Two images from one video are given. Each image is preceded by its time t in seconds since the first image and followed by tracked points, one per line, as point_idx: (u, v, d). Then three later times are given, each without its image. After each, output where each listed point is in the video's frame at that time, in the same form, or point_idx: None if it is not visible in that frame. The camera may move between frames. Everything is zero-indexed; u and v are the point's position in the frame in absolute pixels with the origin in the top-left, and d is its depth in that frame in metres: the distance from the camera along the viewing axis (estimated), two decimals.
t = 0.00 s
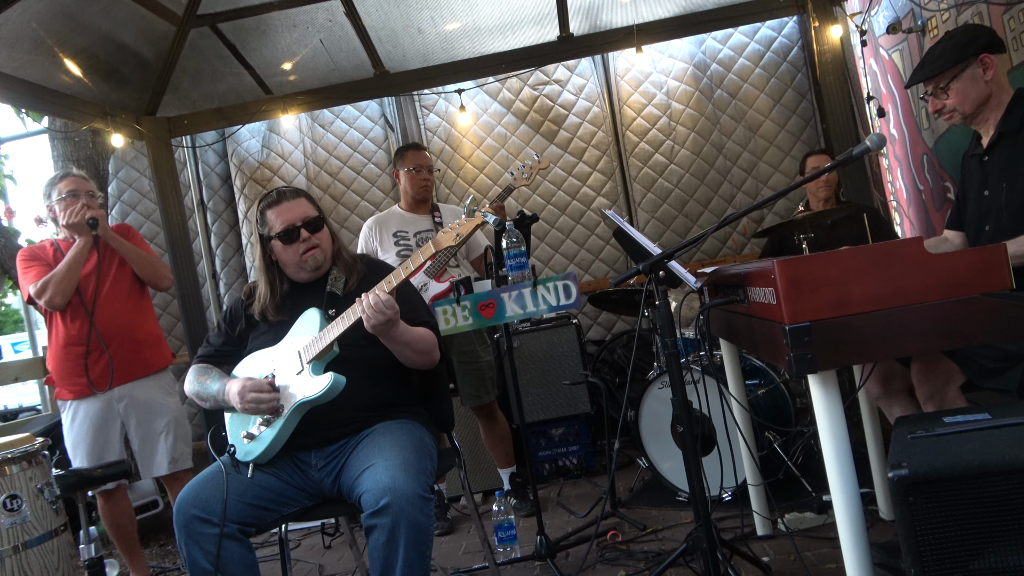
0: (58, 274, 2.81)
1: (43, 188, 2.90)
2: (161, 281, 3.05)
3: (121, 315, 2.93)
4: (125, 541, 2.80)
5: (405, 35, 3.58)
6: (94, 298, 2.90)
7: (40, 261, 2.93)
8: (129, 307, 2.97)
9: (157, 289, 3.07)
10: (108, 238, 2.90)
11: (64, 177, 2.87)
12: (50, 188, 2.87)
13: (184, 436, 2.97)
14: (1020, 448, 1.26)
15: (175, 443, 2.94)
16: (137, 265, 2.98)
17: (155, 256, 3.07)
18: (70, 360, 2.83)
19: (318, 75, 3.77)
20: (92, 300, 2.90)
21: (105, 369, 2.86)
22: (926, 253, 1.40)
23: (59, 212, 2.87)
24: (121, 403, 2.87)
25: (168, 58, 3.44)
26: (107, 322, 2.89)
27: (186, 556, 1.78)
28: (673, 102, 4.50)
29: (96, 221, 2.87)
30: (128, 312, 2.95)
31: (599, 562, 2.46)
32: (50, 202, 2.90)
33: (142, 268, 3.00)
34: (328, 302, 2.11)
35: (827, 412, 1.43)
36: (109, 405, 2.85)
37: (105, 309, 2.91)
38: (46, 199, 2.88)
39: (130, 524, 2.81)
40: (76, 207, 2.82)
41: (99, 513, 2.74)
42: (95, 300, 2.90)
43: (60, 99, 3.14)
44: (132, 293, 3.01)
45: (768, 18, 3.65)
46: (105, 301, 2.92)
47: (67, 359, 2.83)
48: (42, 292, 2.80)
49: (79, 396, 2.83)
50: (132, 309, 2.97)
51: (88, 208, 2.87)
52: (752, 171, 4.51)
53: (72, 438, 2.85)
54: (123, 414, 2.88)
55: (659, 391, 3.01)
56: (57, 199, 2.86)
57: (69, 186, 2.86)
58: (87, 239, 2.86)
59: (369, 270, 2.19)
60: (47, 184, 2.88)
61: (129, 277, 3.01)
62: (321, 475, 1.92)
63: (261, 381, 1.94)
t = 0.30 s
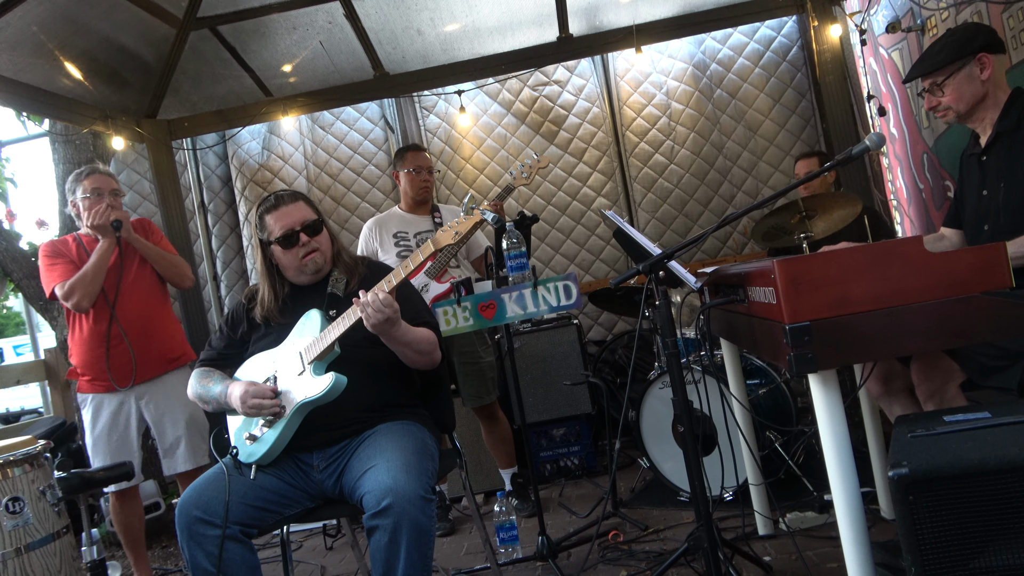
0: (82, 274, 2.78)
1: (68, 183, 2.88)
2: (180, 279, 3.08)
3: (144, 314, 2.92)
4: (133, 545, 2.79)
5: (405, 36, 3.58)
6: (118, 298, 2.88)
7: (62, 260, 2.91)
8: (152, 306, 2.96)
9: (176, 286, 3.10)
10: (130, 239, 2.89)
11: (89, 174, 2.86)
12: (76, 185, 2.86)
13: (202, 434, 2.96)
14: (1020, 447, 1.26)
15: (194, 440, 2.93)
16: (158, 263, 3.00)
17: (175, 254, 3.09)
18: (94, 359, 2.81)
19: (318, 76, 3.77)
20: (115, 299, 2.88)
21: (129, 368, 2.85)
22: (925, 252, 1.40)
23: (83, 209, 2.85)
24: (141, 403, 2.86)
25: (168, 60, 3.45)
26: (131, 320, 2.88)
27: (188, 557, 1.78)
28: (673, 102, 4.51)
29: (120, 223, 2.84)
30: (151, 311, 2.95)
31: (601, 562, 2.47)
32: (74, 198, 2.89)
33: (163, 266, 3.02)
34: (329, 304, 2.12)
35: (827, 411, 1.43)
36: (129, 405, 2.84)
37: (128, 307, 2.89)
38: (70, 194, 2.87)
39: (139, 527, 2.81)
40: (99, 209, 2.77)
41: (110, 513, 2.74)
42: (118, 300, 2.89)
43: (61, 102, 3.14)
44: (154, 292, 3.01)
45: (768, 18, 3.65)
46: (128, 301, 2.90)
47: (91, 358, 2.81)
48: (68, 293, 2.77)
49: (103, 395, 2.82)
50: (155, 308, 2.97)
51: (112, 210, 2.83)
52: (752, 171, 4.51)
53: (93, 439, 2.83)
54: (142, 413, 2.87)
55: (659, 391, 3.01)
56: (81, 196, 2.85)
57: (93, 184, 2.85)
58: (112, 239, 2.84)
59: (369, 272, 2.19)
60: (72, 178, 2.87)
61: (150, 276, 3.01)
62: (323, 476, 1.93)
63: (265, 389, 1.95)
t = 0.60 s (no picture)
0: (103, 273, 2.77)
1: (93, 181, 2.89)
2: (202, 281, 3.05)
3: (166, 314, 2.91)
4: (138, 545, 2.78)
5: (405, 37, 3.58)
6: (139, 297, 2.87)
7: (86, 259, 2.91)
8: (173, 306, 2.95)
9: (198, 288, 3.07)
10: (152, 238, 2.88)
11: (114, 173, 2.86)
12: (100, 183, 2.87)
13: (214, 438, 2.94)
14: (1020, 448, 1.26)
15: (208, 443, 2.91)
16: (180, 264, 2.97)
17: (197, 257, 3.06)
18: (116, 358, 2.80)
19: (319, 77, 3.77)
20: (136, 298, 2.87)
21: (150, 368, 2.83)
22: (924, 253, 1.40)
23: (106, 207, 2.86)
24: (161, 402, 2.84)
25: (169, 62, 3.45)
26: (154, 320, 2.87)
27: (188, 558, 1.78)
28: (673, 103, 4.51)
29: (142, 222, 2.84)
30: (173, 311, 2.93)
31: (602, 562, 2.47)
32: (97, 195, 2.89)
33: (185, 268, 2.98)
34: (329, 304, 2.12)
35: (827, 412, 1.43)
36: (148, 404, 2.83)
37: (150, 307, 2.88)
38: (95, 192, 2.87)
39: (146, 527, 2.80)
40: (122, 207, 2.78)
41: (119, 510, 2.73)
42: (140, 299, 2.87)
43: (62, 103, 3.15)
44: (176, 292, 2.98)
45: (768, 19, 3.65)
46: (149, 301, 2.89)
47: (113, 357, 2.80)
48: (90, 293, 2.76)
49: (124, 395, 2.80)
50: (177, 309, 2.95)
51: (135, 209, 2.84)
52: (752, 171, 4.51)
53: (110, 435, 2.80)
54: (161, 413, 2.85)
55: (659, 393, 3.01)
56: (105, 195, 2.85)
57: (116, 183, 2.85)
58: (134, 237, 2.84)
59: (369, 272, 2.20)
60: (97, 177, 2.87)
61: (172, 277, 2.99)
62: (323, 477, 1.93)
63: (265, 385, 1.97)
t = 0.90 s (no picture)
0: (114, 267, 2.79)
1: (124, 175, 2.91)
2: (211, 289, 2.98)
3: (170, 315, 2.88)
4: (137, 546, 2.78)
5: (405, 38, 3.58)
6: (145, 295, 2.86)
7: (104, 251, 2.92)
8: (178, 309, 2.91)
9: (208, 296, 2.99)
10: (167, 239, 2.87)
11: (145, 171, 2.87)
12: (131, 178, 2.89)
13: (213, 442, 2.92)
14: (1020, 448, 1.27)
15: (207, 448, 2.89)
16: (190, 267, 2.92)
17: (210, 263, 3.01)
18: (116, 354, 2.80)
19: (318, 78, 3.77)
20: (142, 296, 2.86)
21: (146, 369, 2.79)
22: (923, 253, 1.41)
23: (133, 202, 2.87)
24: (160, 405, 2.83)
25: (168, 63, 3.45)
26: (160, 316, 2.86)
27: (188, 559, 1.78)
28: (673, 104, 4.51)
29: (157, 221, 2.85)
30: (177, 313, 2.90)
31: (602, 563, 2.47)
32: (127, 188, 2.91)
33: (195, 273, 2.93)
34: (329, 306, 2.10)
35: (826, 412, 1.43)
36: (148, 406, 2.82)
37: (156, 307, 2.86)
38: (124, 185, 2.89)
39: (144, 528, 2.80)
40: (142, 202, 2.84)
41: (117, 511, 2.73)
42: (147, 298, 2.86)
43: (61, 105, 3.15)
44: (184, 295, 2.95)
45: (767, 19, 3.65)
46: (155, 300, 2.87)
47: (114, 352, 2.80)
48: (98, 283, 2.78)
49: (120, 391, 2.79)
50: (182, 312, 2.92)
51: (156, 207, 2.86)
52: (751, 172, 4.51)
53: (109, 435, 2.78)
54: (161, 414, 2.84)
55: (659, 393, 3.01)
56: (134, 189, 2.88)
57: (145, 181, 2.85)
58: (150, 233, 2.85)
59: (368, 273, 2.20)
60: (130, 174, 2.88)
61: (183, 280, 2.95)
62: (323, 478, 1.93)
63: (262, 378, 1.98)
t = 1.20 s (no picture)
0: (110, 271, 2.78)
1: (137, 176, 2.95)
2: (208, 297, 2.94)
3: (165, 321, 2.86)
4: (135, 546, 2.79)
5: (407, 39, 3.58)
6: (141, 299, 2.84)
7: (105, 250, 2.91)
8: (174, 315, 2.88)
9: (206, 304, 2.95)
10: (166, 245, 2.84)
11: (155, 173, 2.90)
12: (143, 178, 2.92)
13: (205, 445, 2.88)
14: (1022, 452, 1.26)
15: (198, 451, 2.85)
16: (188, 274, 2.88)
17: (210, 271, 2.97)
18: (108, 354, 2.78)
19: (320, 78, 3.77)
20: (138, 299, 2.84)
21: (137, 372, 2.77)
22: (926, 256, 1.41)
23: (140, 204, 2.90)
24: (149, 406, 2.79)
25: (170, 62, 3.45)
26: (155, 324, 2.83)
27: (187, 559, 1.78)
28: (674, 105, 4.52)
29: (156, 229, 2.82)
30: (172, 319, 2.87)
31: (601, 564, 2.47)
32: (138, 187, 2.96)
33: (193, 280, 2.89)
34: (330, 306, 2.11)
35: (828, 415, 1.43)
36: (137, 407, 2.78)
37: (152, 311, 2.84)
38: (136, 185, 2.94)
39: (140, 528, 2.80)
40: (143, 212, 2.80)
41: (111, 512, 2.73)
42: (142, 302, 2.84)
43: (62, 103, 3.15)
44: (182, 301, 2.92)
45: (769, 22, 3.66)
46: (151, 305, 2.85)
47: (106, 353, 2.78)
48: (92, 285, 2.78)
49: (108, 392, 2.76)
50: (178, 318, 2.89)
51: (158, 214, 2.84)
52: (752, 174, 4.51)
53: (100, 436, 2.76)
54: (151, 416, 2.80)
55: (659, 395, 3.01)
56: (143, 191, 2.90)
57: (154, 184, 2.88)
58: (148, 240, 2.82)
59: (368, 273, 2.20)
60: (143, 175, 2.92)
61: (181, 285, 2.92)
62: (323, 478, 1.93)
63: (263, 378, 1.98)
